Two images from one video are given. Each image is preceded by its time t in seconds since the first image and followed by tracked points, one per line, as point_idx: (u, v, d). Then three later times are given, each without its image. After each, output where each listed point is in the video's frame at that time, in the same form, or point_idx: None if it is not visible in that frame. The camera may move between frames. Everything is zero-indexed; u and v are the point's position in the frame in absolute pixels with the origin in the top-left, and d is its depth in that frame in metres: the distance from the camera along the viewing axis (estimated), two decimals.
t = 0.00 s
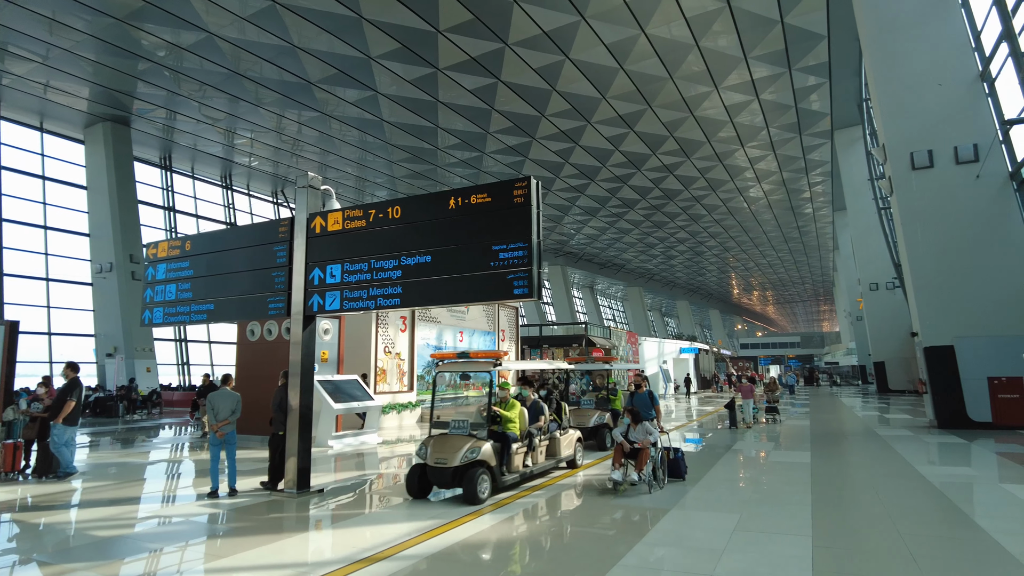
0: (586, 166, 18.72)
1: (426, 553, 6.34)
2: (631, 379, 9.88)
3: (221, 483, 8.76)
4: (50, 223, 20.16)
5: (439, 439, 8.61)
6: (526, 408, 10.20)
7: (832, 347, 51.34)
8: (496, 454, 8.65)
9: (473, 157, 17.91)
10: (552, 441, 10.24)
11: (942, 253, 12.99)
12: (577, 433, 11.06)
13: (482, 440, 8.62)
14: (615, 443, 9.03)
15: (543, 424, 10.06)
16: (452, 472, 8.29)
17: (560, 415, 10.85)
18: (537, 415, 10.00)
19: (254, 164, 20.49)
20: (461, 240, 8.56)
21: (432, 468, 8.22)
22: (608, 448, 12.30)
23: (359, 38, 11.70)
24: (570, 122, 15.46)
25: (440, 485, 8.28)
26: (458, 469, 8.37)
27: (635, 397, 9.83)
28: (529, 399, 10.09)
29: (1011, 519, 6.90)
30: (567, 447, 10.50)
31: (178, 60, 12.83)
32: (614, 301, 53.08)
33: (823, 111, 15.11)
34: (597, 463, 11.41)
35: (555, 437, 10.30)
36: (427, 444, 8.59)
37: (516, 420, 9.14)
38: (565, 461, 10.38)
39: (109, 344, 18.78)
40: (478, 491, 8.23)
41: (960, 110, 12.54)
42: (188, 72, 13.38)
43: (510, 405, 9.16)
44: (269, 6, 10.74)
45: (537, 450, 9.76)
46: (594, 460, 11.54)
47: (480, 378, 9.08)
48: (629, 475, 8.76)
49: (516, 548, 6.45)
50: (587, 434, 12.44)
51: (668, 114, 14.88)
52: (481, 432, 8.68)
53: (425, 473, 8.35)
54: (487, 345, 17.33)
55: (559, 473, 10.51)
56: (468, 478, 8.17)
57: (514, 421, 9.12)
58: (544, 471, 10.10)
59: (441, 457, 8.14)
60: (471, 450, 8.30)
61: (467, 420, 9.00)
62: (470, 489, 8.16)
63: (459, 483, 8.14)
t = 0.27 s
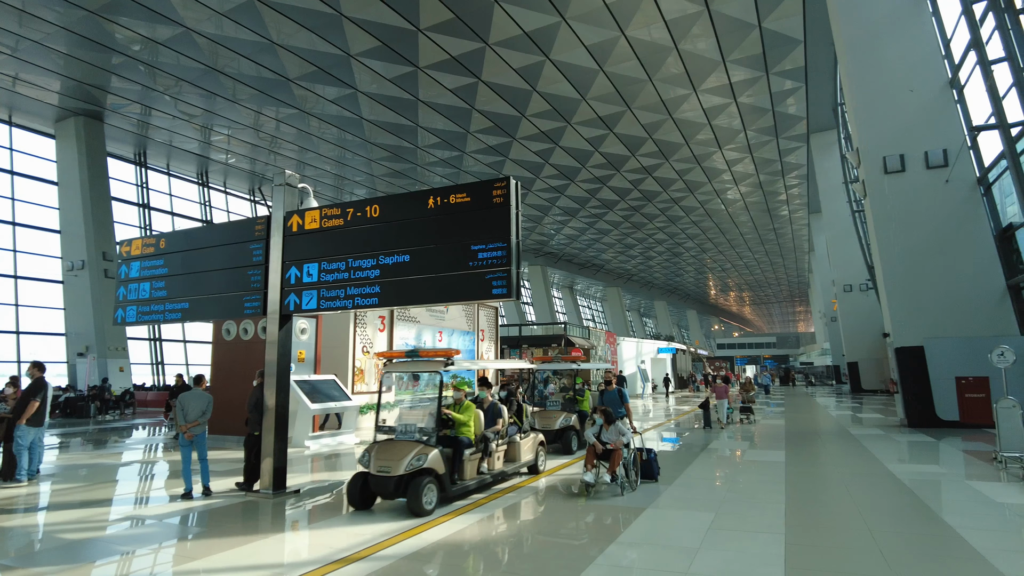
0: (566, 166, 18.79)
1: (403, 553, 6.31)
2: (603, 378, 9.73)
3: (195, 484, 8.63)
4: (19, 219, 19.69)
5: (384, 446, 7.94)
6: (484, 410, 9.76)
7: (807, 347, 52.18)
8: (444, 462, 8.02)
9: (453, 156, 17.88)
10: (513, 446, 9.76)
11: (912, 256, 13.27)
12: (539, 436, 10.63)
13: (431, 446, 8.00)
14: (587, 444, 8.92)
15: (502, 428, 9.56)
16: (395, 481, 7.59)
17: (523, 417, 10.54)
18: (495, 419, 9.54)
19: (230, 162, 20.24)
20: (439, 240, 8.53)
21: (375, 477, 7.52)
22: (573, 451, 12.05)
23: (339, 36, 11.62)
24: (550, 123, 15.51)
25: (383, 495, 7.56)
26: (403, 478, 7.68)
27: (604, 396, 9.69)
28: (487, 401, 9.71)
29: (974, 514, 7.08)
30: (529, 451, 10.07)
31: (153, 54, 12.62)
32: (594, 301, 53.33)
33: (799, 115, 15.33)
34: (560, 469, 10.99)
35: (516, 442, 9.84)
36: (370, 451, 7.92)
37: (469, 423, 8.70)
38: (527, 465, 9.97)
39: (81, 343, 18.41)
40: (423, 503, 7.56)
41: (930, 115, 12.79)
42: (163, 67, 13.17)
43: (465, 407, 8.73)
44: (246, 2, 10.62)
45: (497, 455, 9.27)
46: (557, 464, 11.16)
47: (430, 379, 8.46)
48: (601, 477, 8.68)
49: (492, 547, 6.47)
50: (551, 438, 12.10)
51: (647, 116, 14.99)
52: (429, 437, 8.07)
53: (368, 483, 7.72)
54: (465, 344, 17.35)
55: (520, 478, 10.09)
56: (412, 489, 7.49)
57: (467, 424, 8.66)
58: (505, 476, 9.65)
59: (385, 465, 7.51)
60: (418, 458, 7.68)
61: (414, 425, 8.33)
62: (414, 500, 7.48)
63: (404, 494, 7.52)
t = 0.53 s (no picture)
0: (547, 166, 18.84)
1: (381, 554, 6.28)
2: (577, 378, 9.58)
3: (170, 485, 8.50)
4: None
5: (322, 453, 7.30)
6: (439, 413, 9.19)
7: (785, 347, 52.91)
8: (389, 472, 7.40)
9: (435, 156, 17.83)
10: (469, 451, 9.26)
11: (885, 258, 13.52)
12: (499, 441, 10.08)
13: (374, 453, 7.39)
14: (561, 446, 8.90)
15: (458, 432, 9.00)
16: (332, 493, 6.95)
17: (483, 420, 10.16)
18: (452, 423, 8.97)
19: (208, 159, 19.96)
20: (418, 239, 8.50)
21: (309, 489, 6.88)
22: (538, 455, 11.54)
23: (319, 33, 11.53)
24: (531, 123, 15.54)
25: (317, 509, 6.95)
26: (340, 489, 7.06)
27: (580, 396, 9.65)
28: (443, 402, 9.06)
29: (942, 511, 7.25)
30: (488, 458, 9.53)
31: (128, 48, 12.40)
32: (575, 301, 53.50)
33: (776, 118, 15.55)
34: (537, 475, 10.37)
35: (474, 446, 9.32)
36: (307, 459, 7.27)
37: (421, 427, 8.16)
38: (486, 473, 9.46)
39: (53, 342, 18.04)
40: (361, 516, 6.91)
41: (903, 120, 13.08)
42: (139, 62, 12.95)
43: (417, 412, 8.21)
44: None
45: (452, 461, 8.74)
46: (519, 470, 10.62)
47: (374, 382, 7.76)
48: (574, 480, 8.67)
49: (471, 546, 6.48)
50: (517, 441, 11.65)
51: (627, 118, 15.09)
52: (371, 443, 7.44)
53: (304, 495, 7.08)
54: (446, 344, 17.39)
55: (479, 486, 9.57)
56: (350, 501, 6.87)
57: (417, 429, 8.13)
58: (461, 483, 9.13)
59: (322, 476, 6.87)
60: (358, 467, 7.06)
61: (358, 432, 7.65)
62: (350, 512, 6.86)
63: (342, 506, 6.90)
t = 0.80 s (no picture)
0: (530, 166, 18.87)
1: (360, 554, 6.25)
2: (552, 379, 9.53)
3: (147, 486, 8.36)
4: None
5: (252, 462, 6.70)
6: (389, 417, 8.68)
7: (765, 347, 53.62)
8: (326, 483, 6.85)
9: (417, 154, 17.78)
10: (423, 458, 8.81)
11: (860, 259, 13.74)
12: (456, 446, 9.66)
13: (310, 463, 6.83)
14: (536, 448, 8.93)
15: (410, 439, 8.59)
16: (259, 508, 6.35)
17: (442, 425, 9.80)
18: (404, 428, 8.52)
19: (186, 155, 19.72)
20: (399, 238, 8.46)
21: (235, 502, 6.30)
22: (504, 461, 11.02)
23: (300, 29, 11.44)
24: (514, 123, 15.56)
25: (244, 525, 6.36)
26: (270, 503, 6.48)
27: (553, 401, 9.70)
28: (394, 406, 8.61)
29: (913, 508, 7.37)
30: (446, 464, 9.12)
31: (103, 43, 12.20)
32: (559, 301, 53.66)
33: (757, 121, 15.73)
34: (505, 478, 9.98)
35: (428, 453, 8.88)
36: (235, 467, 6.67)
37: (365, 432, 7.72)
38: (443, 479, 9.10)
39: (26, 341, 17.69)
40: (291, 531, 6.31)
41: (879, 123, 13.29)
42: (116, 56, 12.76)
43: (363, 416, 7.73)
44: None
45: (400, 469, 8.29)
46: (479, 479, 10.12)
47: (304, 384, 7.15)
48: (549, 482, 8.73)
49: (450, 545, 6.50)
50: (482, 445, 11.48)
51: (609, 118, 15.18)
52: (308, 452, 6.87)
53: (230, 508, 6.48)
54: (427, 343, 17.40)
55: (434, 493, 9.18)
56: (280, 516, 6.30)
57: (361, 434, 7.71)
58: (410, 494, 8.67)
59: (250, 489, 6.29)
60: (289, 478, 6.47)
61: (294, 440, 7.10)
62: (280, 528, 6.27)
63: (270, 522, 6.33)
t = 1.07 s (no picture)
0: (514, 165, 19.09)
1: (334, 561, 6.22)
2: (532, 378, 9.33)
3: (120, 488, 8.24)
4: None
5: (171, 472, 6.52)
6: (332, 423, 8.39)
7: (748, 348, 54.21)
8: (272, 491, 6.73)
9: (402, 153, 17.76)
10: (371, 466, 8.57)
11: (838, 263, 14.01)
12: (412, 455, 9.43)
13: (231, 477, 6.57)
14: (510, 450, 8.93)
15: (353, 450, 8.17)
16: (172, 525, 6.12)
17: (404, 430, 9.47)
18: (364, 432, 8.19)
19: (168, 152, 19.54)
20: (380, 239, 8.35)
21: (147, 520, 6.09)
22: (469, 468, 10.96)
23: (283, 26, 11.35)
24: (499, 122, 15.71)
25: (158, 543, 6.15)
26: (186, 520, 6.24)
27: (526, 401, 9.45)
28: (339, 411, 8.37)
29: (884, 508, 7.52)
30: (397, 472, 8.90)
31: (81, 38, 12.03)
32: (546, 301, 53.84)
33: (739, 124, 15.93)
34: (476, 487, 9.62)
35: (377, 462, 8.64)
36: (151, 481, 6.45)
37: (303, 441, 7.23)
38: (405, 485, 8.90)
39: None
40: (206, 551, 6.04)
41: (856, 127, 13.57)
42: (94, 52, 12.59)
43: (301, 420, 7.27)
44: None
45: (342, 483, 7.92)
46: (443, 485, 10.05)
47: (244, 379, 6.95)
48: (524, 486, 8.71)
49: (427, 550, 6.49)
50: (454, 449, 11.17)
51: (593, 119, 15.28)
52: (231, 463, 6.65)
53: (143, 523, 6.29)
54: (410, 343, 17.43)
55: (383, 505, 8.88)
56: (196, 532, 6.07)
57: (299, 441, 7.23)
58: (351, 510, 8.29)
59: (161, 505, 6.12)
60: (205, 492, 6.25)
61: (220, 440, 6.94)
62: (195, 547, 6.03)
63: (183, 542, 6.10)
